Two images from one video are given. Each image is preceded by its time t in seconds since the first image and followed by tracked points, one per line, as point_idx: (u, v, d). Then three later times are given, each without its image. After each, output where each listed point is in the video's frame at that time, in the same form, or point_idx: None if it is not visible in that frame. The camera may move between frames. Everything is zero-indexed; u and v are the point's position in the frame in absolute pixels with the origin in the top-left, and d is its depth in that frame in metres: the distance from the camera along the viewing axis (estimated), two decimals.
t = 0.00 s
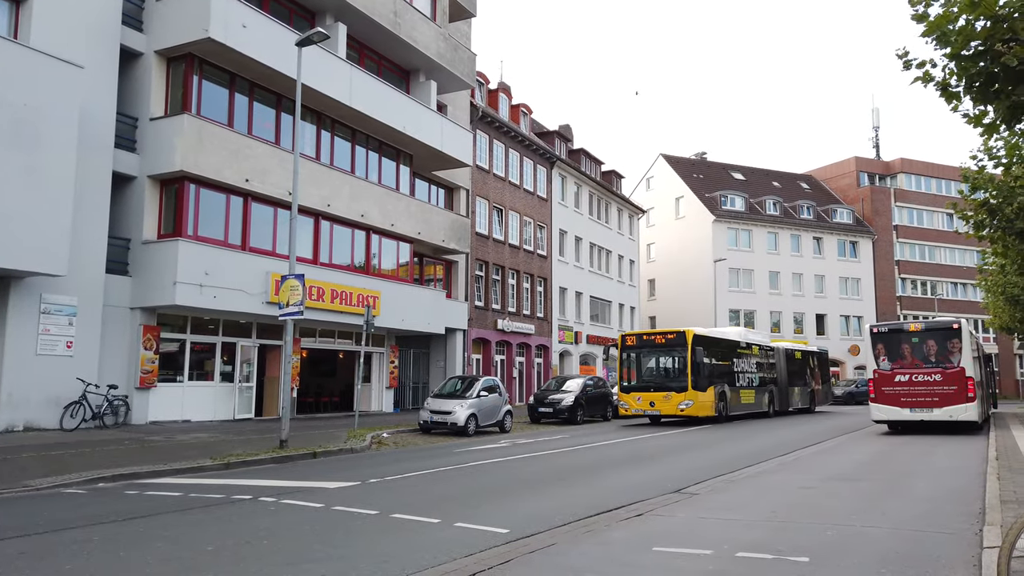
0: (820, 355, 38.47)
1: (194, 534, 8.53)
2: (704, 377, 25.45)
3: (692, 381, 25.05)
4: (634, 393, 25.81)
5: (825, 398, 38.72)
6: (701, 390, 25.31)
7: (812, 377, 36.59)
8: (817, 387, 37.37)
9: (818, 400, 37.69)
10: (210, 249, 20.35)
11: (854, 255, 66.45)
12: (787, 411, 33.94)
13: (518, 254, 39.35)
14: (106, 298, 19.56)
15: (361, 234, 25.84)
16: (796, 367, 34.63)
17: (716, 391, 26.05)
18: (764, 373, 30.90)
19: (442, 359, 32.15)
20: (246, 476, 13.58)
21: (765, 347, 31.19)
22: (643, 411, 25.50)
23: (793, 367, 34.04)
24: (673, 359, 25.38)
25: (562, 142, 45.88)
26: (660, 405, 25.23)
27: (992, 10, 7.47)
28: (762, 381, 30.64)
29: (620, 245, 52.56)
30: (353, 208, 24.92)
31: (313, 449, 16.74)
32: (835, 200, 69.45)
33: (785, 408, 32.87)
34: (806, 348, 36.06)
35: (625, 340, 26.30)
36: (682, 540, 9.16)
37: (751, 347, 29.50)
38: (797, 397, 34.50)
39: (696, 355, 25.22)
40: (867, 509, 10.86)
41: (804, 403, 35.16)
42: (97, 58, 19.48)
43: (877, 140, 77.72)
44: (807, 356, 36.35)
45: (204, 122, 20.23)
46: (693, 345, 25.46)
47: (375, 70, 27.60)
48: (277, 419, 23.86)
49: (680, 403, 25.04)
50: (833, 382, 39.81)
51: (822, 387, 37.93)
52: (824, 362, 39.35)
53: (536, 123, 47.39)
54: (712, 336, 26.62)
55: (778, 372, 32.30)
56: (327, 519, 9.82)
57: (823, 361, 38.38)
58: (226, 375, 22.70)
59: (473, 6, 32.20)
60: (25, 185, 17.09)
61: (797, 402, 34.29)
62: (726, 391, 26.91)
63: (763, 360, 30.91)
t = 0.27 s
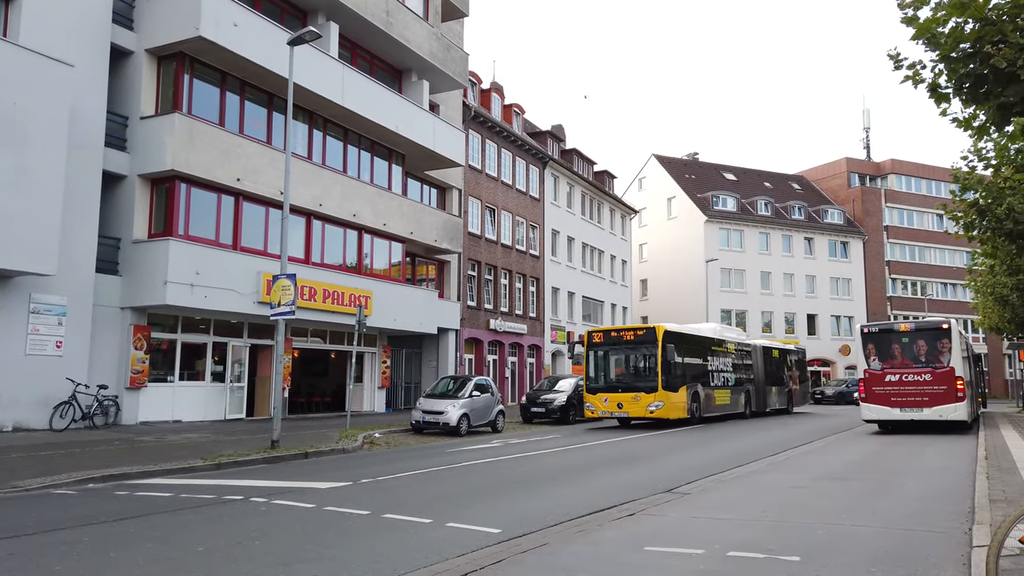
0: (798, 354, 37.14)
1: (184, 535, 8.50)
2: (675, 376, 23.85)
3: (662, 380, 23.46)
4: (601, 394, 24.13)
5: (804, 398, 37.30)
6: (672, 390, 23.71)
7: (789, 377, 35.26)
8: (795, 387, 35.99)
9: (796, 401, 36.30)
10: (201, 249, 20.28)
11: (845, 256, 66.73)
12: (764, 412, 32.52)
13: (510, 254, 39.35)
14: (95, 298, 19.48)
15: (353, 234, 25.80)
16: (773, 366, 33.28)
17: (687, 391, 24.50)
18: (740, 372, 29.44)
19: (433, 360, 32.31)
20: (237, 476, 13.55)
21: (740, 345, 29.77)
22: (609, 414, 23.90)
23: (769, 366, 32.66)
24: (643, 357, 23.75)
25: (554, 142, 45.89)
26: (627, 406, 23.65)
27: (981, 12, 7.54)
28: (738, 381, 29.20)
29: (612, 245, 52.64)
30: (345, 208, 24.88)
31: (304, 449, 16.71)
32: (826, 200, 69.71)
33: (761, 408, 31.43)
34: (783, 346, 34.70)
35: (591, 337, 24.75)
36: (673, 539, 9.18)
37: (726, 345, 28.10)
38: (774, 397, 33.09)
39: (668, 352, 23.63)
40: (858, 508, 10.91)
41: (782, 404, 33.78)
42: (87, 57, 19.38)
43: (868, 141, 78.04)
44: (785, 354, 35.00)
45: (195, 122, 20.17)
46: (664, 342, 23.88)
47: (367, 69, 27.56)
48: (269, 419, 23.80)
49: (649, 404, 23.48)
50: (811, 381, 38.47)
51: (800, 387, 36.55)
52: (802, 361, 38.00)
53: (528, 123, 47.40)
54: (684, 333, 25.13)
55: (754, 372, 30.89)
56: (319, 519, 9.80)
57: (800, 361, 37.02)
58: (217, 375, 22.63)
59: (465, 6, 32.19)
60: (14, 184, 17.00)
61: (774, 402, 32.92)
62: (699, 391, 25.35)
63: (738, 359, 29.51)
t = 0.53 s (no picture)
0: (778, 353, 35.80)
1: (177, 536, 8.46)
2: (646, 376, 22.28)
3: (633, 380, 21.86)
4: (567, 396, 22.49)
5: (784, 399, 35.93)
6: (643, 391, 22.12)
7: (769, 376, 33.91)
8: (774, 388, 34.60)
9: (776, 401, 34.95)
10: (195, 248, 20.24)
11: (838, 256, 66.92)
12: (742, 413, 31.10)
13: (505, 254, 39.35)
14: (88, 298, 19.41)
15: (348, 233, 25.77)
16: (752, 367, 31.89)
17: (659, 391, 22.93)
18: (716, 371, 27.98)
19: (428, 360, 32.13)
20: (230, 476, 13.53)
21: (716, 344, 28.32)
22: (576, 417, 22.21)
23: (748, 365, 31.32)
24: (611, 355, 22.16)
25: (549, 142, 45.91)
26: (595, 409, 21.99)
27: (974, 14, 7.56)
28: (715, 380, 27.76)
29: (607, 245, 52.69)
30: (340, 208, 24.85)
31: (298, 449, 16.69)
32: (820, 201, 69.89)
33: (739, 409, 30.01)
34: (763, 343, 33.36)
35: (556, 334, 23.13)
36: (668, 539, 9.19)
37: (702, 343, 26.66)
38: (753, 397, 31.69)
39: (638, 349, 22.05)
40: (852, 507, 10.93)
41: (760, 405, 32.39)
42: (80, 56, 19.32)
43: (862, 142, 78.27)
44: (765, 353, 33.67)
45: (189, 121, 20.12)
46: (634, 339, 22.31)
47: (362, 68, 27.52)
48: (263, 419, 23.76)
49: (619, 406, 21.83)
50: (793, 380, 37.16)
51: (780, 387, 35.19)
52: (782, 360, 36.66)
53: (523, 123, 47.39)
54: (656, 330, 23.61)
55: (731, 371, 29.50)
56: (314, 519, 9.79)
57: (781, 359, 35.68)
58: (211, 375, 22.59)
59: (460, 6, 32.17)
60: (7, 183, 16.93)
61: (751, 403, 31.55)
62: (673, 391, 23.82)
63: (715, 358, 28.12)
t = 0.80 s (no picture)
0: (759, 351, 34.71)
1: (172, 536, 8.44)
2: (615, 376, 21.17)
3: (601, 380, 20.70)
4: (532, 398, 21.33)
5: (766, 399, 34.86)
6: (612, 392, 21.03)
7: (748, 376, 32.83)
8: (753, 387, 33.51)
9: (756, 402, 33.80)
10: (190, 248, 20.20)
11: (834, 256, 67.02)
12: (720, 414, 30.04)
13: (501, 254, 39.33)
14: (83, 298, 19.37)
15: (344, 233, 25.75)
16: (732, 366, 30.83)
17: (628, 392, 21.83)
18: (692, 370, 26.96)
19: (425, 359, 32.00)
20: (226, 477, 13.51)
21: (692, 342, 27.29)
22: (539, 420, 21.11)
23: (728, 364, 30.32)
24: (579, 353, 21.00)
25: (545, 142, 45.92)
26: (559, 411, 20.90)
27: (969, 15, 7.56)
28: (692, 379, 26.78)
29: (603, 245, 52.71)
30: (336, 208, 24.83)
31: (294, 449, 16.66)
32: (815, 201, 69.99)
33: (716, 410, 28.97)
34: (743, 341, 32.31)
35: (522, 330, 21.95)
36: (664, 539, 9.19)
37: (676, 340, 25.62)
38: (733, 397, 30.73)
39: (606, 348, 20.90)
40: (847, 507, 10.95)
41: (740, 406, 31.31)
42: (76, 55, 19.28)
43: (858, 142, 78.42)
44: (744, 352, 32.65)
45: (184, 120, 20.09)
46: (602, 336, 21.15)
47: (358, 68, 27.49)
48: (258, 419, 23.73)
49: (585, 408, 20.73)
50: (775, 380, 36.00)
51: (760, 386, 34.12)
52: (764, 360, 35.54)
53: (519, 123, 47.38)
54: (626, 326, 22.49)
55: (708, 369, 28.44)
56: (309, 519, 9.78)
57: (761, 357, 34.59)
58: (206, 375, 22.55)
59: (456, 6, 32.17)
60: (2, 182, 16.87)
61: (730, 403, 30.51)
62: (646, 391, 22.77)
63: (691, 357, 27.12)
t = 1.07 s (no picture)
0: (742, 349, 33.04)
1: (167, 537, 8.41)
2: (581, 375, 19.43)
3: (565, 380, 18.95)
4: (491, 399, 19.50)
5: (747, 401, 33.17)
6: (578, 394, 19.28)
7: (730, 377, 31.19)
8: (736, 388, 31.79)
9: (738, 403, 32.09)
10: (186, 248, 20.16)
11: (830, 256, 67.12)
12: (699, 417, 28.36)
13: (498, 254, 39.34)
14: (79, 298, 19.32)
15: (340, 233, 25.73)
16: (713, 366, 29.19)
17: (596, 393, 20.10)
18: (670, 370, 25.30)
19: (421, 359, 32.11)
20: (222, 477, 13.50)
21: (670, 340, 25.62)
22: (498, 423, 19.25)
23: (709, 365, 28.67)
24: (543, 350, 19.29)
25: (542, 142, 45.93)
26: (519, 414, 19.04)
27: (965, 16, 7.57)
28: (670, 379, 25.29)
29: (599, 245, 52.74)
30: (332, 207, 24.81)
31: (290, 449, 16.64)
32: (812, 201, 70.09)
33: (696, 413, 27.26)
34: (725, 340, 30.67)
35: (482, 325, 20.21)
36: (660, 539, 9.19)
37: (651, 338, 23.97)
38: (712, 400, 29.05)
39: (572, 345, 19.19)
40: (842, 507, 10.95)
41: (720, 409, 29.68)
42: (71, 54, 19.24)
43: (853, 142, 78.59)
44: (728, 351, 31.03)
45: (180, 120, 20.05)
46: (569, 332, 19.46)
47: (355, 68, 27.47)
48: (254, 419, 23.69)
49: (548, 410, 18.88)
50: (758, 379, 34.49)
51: (741, 387, 32.44)
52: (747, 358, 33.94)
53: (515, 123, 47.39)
54: (596, 321, 20.83)
55: (687, 370, 26.78)
56: (305, 519, 9.77)
57: (744, 358, 32.93)
58: (202, 376, 22.51)
59: (453, 6, 32.17)
60: None
61: (711, 406, 28.79)
62: (617, 392, 21.09)
63: (669, 355, 25.54)
